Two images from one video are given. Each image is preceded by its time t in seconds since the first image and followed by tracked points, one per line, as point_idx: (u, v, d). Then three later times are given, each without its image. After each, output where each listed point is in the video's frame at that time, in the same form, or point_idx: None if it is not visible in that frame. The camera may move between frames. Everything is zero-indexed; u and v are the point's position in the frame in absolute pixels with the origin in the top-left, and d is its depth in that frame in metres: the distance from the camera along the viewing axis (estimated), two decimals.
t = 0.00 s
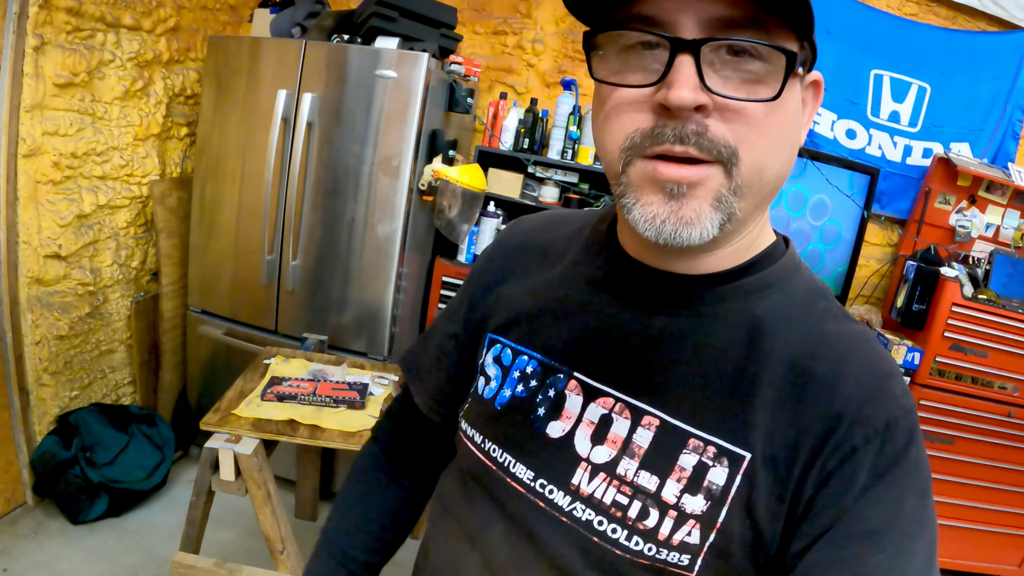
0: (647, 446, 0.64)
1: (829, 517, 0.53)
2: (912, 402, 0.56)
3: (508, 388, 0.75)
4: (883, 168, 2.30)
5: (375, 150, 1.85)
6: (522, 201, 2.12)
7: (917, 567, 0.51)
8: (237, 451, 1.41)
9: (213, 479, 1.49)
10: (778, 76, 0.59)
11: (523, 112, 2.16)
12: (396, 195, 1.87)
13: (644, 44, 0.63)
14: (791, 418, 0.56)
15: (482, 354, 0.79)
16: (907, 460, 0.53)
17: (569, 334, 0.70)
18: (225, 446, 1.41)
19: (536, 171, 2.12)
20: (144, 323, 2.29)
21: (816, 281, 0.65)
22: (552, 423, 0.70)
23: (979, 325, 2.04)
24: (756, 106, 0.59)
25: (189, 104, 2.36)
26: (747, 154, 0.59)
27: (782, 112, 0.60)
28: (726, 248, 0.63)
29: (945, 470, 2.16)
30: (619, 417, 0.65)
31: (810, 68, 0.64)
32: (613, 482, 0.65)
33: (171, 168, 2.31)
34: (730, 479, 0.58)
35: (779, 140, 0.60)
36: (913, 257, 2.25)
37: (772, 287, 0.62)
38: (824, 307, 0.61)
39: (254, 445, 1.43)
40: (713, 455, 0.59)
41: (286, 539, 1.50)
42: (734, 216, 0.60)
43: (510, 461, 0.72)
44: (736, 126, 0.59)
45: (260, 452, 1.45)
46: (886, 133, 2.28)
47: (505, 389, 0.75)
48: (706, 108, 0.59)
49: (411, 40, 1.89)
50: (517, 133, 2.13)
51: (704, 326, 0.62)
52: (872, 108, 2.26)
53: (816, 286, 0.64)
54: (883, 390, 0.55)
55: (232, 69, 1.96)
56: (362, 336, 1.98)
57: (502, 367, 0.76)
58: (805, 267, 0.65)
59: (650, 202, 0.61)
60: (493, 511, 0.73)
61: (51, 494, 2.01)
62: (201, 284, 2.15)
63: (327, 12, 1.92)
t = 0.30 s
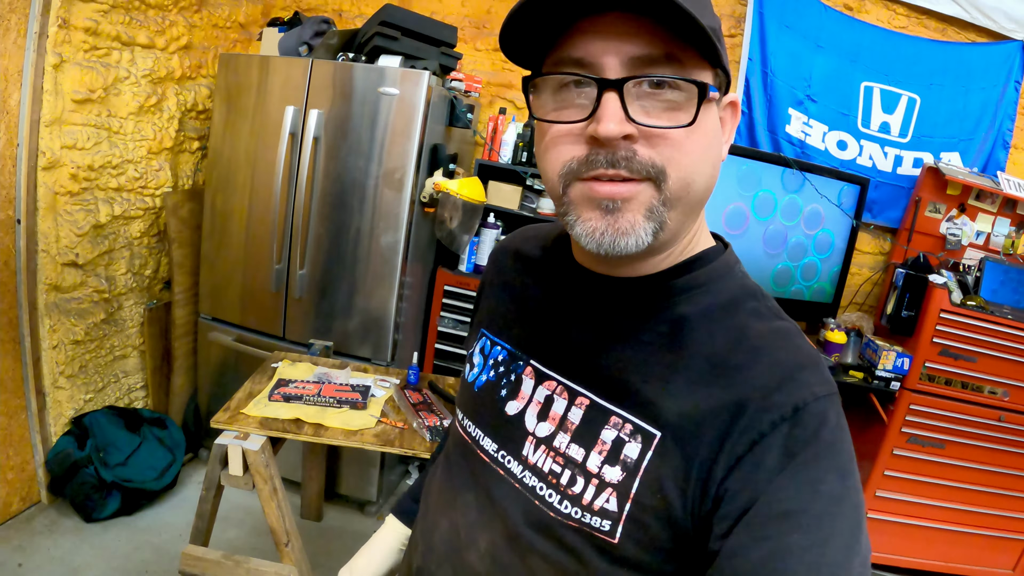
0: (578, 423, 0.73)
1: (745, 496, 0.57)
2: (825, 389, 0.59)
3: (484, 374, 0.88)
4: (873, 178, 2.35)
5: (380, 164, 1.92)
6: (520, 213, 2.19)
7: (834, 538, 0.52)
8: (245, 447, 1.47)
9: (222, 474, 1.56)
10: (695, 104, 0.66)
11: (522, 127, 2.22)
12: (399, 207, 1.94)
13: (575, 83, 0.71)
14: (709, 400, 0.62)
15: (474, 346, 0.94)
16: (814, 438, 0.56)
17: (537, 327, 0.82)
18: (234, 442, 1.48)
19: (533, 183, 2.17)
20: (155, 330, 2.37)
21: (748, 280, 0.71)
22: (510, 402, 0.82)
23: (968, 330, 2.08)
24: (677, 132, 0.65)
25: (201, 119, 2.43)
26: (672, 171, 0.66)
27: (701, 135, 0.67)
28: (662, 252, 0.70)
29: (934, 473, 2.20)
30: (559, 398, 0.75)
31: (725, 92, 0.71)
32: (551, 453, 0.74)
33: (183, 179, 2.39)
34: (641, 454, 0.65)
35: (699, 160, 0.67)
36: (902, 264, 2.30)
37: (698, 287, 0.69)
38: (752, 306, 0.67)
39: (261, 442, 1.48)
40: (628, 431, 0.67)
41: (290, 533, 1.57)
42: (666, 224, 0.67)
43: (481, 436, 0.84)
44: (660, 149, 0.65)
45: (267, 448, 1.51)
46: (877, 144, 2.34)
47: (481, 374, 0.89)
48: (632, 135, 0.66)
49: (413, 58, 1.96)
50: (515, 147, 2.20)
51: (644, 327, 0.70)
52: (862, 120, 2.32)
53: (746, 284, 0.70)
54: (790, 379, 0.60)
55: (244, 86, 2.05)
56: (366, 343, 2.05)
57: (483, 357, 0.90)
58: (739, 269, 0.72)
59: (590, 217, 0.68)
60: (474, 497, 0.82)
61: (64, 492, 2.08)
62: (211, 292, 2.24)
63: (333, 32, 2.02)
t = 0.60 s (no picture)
0: (562, 440, 0.72)
1: (707, 493, 0.59)
2: (779, 388, 0.63)
3: (469, 388, 0.82)
4: (870, 190, 2.37)
5: (381, 182, 1.96)
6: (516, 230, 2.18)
7: (791, 521, 0.55)
8: (245, 459, 1.52)
9: (223, 485, 1.60)
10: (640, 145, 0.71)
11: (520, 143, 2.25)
12: (400, 224, 1.97)
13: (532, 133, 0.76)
14: (670, 410, 0.66)
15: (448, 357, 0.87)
16: (771, 431, 0.60)
17: (517, 345, 0.81)
18: (235, 455, 1.53)
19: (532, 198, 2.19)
20: (161, 343, 2.40)
21: (708, 297, 0.77)
22: (496, 421, 0.78)
23: (965, 342, 2.09)
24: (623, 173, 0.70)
25: (205, 136, 2.47)
26: (621, 211, 0.70)
27: (649, 172, 0.71)
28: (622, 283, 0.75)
29: (933, 483, 2.21)
30: (540, 417, 0.75)
31: (673, 132, 0.76)
32: (536, 469, 0.73)
33: (188, 195, 2.43)
34: (618, 463, 0.67)
35: (647, 198, 0.72)
36: (901, 276, 2.32)
37: (667, 304, 0.73)
38: (712, 320, 0.73)
39: (261, 454, 1.53)
40: (606, 443, 0.69)
41: (289, 542, 1.60)
42: (619, 259, 0.72)
43: (465, 450, 0.80)
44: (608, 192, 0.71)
45: (267, 461, 1.56)
46: (874, 156, 2.35)
47: (465, 388, 0.83)
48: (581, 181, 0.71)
49: (412, 77, 2.00)
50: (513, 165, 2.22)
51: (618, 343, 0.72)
52: (859, 132, 2.33)
53: (705, 300, 0.75)
54: (747, 378, 0.64)
55: (249, 107, 2.10)
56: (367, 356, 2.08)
57: (464, 370, 0.84)
58: (698, 289, 0.77)
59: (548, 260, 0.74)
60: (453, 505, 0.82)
61: (71, 501, 2.12)
62: (217, 308, 2.28)
63: (334, 51, 2.07)
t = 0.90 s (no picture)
0: (532, 454, 0.72)
1: (679, 502, 0.60)
2: (747, 394, 0.65)
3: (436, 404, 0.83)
4: (868, 195, 2.36)
5: (378, 194, 1.97)
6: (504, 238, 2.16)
7: (765, 520, 0.55)
8: (239, 468, 1.54)
9: (217, 494, 1.61)
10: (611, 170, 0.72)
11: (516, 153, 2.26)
12: (395, 235, 1.98)
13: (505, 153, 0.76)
14: (640, 420, 0.67)
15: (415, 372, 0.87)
16: (740, 435, 0.61)
17: (484, 359, 0.81)
18: (229, 464, 1.54)
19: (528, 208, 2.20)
20: (161, 354, 2.41)
21: (673, 307, 0.79)
22: (464, 436, 0.78)
23: (965, 347, 2.08)
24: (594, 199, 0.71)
25: (205, 149, 2.49)
26: (593, 242, 0.71)
27: (619, 197, 0.72)
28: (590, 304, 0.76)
29: (933, 489, 2.19)
30: (509, 432, 0.75)
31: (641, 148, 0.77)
32: (506, 483, 0.72)
33: (188, 208, 2.45)
34: (589, 475, 0.68)
35: (618, 222, 0.72)
36: (899, 282, 2.31)
37: (636, 316, 0.75)
38: (677, 329, 0.75)
39: (254, 462, 1.55)
40: (576, 455, 0.69)
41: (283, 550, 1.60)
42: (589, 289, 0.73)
43: (434, 466, 0.80)
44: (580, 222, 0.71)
45: (261, 469, 1.57)
46: (871, 161, 2.34)
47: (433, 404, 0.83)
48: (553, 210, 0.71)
49: (406, 89, 2.03)
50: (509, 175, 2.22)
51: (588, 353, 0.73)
52: (856, 137, 2.33)
53: (670, 310, 0.78)
54: (716, 385, 0.66)
55: (248, 122, 2.13)
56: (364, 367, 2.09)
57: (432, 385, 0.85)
58: (663, 299, 0.79)
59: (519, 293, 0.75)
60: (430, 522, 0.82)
61: (72, 510, 2.13)
62: (216, 319, 2.29)
63: (330, 64, 2.09)
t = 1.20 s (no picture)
0: (514, 464, 0.75)
1: (659, 515, 0.62)
2: (728, 408, 0.66)
3: (420, 418, 0.90)
4: (866, 199, 2.37)
5: (379, 203, 2.00)
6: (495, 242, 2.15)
7: (744, 538, 0.57)
8: (240, 471, 1.56)
9: (220, 497, 1.63)
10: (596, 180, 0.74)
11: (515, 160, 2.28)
12: (397, 243, 2.01)
13: (497, 161, 0.78)
14: (620, 431, 0.69)
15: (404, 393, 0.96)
16: (719, 450, 0.62)
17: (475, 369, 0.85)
18: (231, 467, 1.57)
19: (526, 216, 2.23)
20: (168, 361, 2.47)
21: (662, 318, 0.79)
22: (448, 446, 0.83)
23: (964, 348, 2.09)
24: (593, 204, 0.73)
25: (209, 160, 2.53)
26: (592, 245, 0.74)
27: (616, 203, 0.75)
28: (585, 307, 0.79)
29: (932, 491, 2.20)
30: (495, 442, 0.78)
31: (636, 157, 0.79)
32: (488, 492, 0.76)
33: (192, 218, 2.48)
34: (567, 488, 0.70)
35: (615, 227, 0.75)
36: (897, 285, 2.32)
37: (621, 326, 0.77)
38: (663, 342, 0.76)
39: (256, 466, 1.58)
40: (556, 467, 0.72)
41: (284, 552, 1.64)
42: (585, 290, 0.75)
43: (421, 477, 0.85)
44: (580, 227, 0.73)
45: (262, 473, 1.59)
46: (869, 165, 2.35)
47: (417, 419, 0.90)
48: (554, 216, 0.73)
49: (405, 99, 2.06)
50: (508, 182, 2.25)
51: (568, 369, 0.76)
52: (853, 141, 2.34)
53: (658, 321, 0.78)
54: (695, 401, 0.66)
55: (250, 132, 2.17)
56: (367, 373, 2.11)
57: (417, 402, 0.92)
58: (651, 308, 0.80)
59: (516, 290, 0.76)
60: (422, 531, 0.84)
61: (79, 515, 2.17)
62: (220, 327, 2.32)
63: (330, 76, 2.13)
